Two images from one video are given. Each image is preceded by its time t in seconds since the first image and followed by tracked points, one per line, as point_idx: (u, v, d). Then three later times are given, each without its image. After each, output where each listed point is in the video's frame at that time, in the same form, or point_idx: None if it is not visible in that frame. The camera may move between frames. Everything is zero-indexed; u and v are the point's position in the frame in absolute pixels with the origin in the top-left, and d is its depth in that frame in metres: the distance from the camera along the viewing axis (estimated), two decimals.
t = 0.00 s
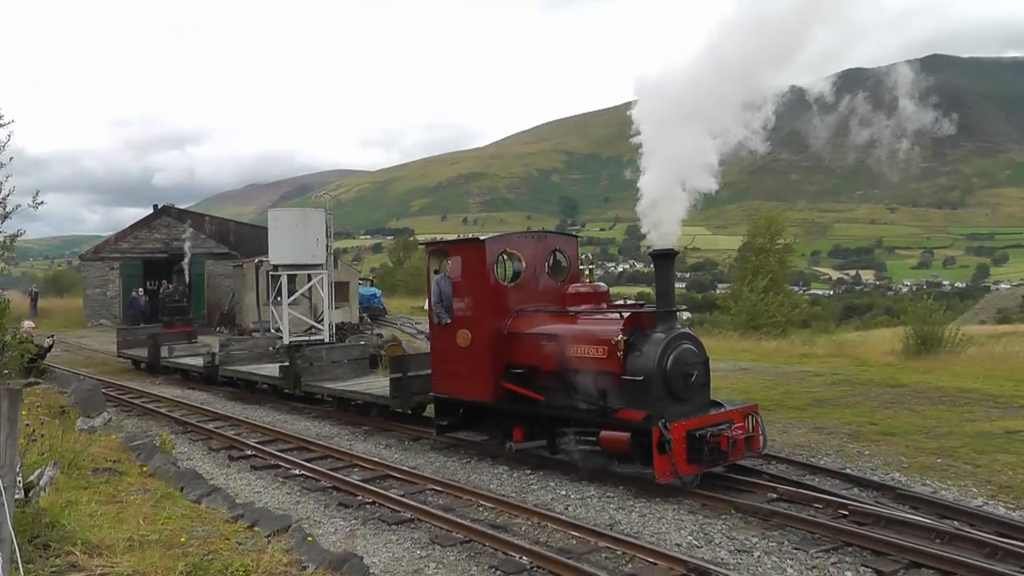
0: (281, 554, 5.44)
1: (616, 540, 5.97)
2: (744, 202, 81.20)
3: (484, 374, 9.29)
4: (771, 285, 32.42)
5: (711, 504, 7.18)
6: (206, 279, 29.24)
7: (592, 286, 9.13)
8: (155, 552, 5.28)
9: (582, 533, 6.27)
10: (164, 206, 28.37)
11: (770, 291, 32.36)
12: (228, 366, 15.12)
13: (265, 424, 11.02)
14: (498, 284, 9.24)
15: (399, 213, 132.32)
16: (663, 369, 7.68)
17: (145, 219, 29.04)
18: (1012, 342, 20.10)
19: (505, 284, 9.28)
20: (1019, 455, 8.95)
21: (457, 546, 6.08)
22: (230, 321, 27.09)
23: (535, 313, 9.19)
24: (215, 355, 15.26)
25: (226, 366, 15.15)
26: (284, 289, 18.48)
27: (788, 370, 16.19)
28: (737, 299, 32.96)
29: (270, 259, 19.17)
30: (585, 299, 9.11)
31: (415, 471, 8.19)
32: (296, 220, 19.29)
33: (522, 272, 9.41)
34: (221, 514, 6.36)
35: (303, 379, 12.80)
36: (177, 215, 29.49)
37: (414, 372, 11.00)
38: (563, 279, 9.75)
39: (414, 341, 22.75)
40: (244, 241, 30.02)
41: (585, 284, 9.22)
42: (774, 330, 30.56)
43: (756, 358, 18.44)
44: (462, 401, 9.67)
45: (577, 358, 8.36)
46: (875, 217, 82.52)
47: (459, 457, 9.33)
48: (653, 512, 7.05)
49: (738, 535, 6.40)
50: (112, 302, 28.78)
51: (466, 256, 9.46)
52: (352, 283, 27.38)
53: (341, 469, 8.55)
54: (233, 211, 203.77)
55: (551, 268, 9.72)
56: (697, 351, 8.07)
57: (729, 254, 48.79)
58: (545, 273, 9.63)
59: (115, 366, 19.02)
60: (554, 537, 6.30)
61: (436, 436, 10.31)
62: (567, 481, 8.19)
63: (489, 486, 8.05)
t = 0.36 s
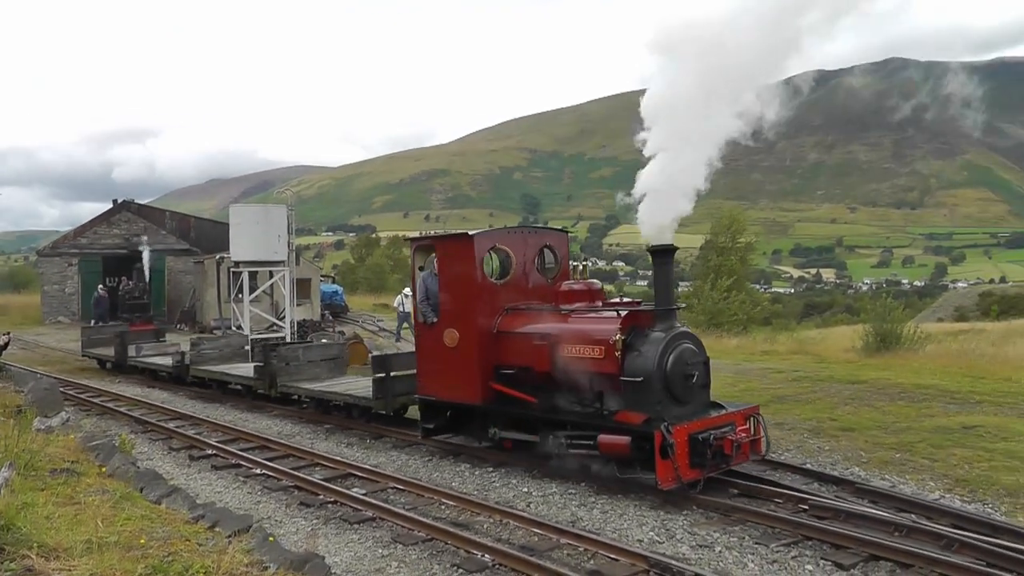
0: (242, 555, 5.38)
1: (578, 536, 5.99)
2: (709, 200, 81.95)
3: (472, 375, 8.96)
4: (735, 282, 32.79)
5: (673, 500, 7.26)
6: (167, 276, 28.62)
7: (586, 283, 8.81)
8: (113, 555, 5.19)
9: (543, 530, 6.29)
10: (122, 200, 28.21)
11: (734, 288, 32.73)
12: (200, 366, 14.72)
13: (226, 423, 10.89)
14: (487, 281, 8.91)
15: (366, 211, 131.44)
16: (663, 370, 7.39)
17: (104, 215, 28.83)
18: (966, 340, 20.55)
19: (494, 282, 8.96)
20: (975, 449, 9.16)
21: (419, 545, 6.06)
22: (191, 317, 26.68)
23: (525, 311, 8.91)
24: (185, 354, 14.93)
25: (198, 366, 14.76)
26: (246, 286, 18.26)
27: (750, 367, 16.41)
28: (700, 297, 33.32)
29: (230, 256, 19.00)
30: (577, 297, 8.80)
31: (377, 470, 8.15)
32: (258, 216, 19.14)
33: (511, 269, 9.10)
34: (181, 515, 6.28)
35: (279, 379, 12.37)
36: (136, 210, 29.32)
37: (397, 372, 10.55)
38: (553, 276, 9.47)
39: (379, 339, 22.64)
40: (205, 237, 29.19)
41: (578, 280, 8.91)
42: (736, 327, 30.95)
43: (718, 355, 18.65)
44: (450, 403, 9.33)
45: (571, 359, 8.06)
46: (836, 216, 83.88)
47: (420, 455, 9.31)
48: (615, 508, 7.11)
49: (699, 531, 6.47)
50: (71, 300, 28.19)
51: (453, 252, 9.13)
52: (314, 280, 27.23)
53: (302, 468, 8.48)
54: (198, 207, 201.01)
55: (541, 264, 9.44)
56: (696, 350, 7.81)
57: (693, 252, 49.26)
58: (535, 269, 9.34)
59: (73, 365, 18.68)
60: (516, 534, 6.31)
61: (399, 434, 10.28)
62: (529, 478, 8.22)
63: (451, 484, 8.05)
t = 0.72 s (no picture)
0: (206, 557, 5.31)
1: (542, 536, 6.01)
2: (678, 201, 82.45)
3: (467, 378, 8.65)
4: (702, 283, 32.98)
5: (638, 499, 7.30)
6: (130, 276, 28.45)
7: (585, 283, 8.62)
8: (75, 558, 5.10)
9: (509, 530, 6.29)
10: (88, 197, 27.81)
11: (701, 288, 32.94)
12: (176, 368, 14.26)
13: (191, 423, 10.76)
14: (482, 281, 8.61)
15: (336, 211, 130.60)
16: (671, 374, 7.17)
17: (67, 211, 28.24)
18: (930, 340, 20.87)
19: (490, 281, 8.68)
20: (937, 448, 9.32)
21: (383, 545, 6.04)
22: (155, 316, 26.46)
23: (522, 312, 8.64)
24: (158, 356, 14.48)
25: (173, 368, 14.31)
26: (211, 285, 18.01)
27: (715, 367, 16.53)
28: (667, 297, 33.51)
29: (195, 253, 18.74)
30: (577, 298, 8.56)
31: (343, 470, 8.11)
32: (223, 213, 18.87)
33: (507, 268, 8.83)
34: (144, 517, 6.19)
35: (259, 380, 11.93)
36: (101, 207, 28.96)
37: (384, 376, 10.17)
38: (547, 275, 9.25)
39: (347, 339, 22.49)
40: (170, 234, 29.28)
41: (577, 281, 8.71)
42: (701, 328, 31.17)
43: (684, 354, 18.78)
44: (442, 406, 9.01)
45: (573, 362, 7.79)
46: (802, 217, 84.90)
47: (384, 456, 9.29)
48: (580, 508, 7.15)
49: (664, 530, 6.52)
50: (32, 298, 27.69)
51: (447, 250, 8.79)
52: (280, 279, 27.10)
53: (267, 469, 8.41)
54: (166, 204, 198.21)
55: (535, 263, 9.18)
56: (703, 353, 7.61)
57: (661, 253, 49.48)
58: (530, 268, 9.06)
59: (33, 365, 18.34)
60: (481, 534, 6.31)
61: (364, 434, 10.23)
62: (495, 478, 8.25)
63: (416, 485, 8.05)
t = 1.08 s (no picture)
0: (169, 558, 5.26)
1: (507, 534, 6.03)
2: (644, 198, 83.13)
3: (465, 380, 8.35)
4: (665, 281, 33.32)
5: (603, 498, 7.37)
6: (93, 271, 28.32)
7: (588, 281, 8.21)
8: (35, 561, 5.01)
9: (474, 528, 6.31)
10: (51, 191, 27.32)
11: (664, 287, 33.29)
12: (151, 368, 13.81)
13: (155, 422, 10.63)
14: (480, 278, 8.35)
15: (305, 208, 129.77)
16: (683, 376, 6.89)
17: (28, 206, 27.69)
18: (890, 339, 21.21)
19: (488, 278, 8.44)
20: (898, 444, 9.48)
21: (348, 545, 6.01)
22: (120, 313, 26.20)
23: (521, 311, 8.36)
24: (133, 356, 14.05)
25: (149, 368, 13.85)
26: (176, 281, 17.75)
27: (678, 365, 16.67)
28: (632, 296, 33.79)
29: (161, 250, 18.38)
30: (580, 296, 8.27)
31: (308, 470, 8.07)
32: (188, 210, 18.60)
33: (505, 265, 8.60)
34: (107, 518, 6.10)
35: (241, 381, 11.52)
36: (63, 202, 28.48)
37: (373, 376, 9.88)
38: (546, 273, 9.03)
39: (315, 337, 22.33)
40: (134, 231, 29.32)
41: (579, 279, 8.29)
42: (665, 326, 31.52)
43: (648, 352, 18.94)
44: (439, 410, 8.68)
45: (576, 362, 7.55)
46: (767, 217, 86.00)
47: (350, 454, 9.27)
48: (544, 506, 7.21)
49: (629, 527, 6.58)
50: None
51: (443, 246, 8.52)
52: (245, 275, 26.90)
53: (231, 469, 8.34)
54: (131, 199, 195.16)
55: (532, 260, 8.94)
56: (714, 353, 7.30)
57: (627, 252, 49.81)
58: (528, 267, 8.83)
59: None
60: (447, 533, 6.32)
61: (329, 432, 10.20)
62: (460, 476, 8.28)
63: (382, 484, 8.04)
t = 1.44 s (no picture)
0: (132, 563, 5.18)
1: (473, 533, 6.03)
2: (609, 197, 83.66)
3: (465, 384, 8.05)
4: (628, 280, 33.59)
5: (568, 496, 7.40)
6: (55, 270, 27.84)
7: (594, 280, 8.04)
8: None
9: (440, 529, 6.30)
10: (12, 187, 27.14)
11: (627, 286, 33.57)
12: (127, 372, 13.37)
13: (117, 425, 10.48)
14: (480, 277, 8.04)
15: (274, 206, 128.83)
16: (699, 379, 6.59)
17: None
18: (852, 337, 21.46)
19: (489, 276, 8.13)
20: (861, 441, 9.60)
21: (314, 547, 5.97)
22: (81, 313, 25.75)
23: (523, 311, 8.08)
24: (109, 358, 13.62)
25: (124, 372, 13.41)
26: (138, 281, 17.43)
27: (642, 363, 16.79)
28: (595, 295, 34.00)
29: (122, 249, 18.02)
30: (586, 295, 8.00)
31: (273, 471, 8.00)
32: (152, 207, 18.25)
33: (506, 263, 8.29)
34: (68, 523, 6.00)
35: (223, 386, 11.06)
36: (24, 199, 28.46)
37: (362, 381, 9.59)
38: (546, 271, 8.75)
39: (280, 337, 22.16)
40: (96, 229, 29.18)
41: (585, 278, 8.12)
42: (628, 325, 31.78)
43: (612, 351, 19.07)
44: (438, 414, 8.37)
45: (583, 364, 7.26)
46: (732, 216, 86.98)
47: (315, 455, 9.23)
48: (510, 505, 7.24)
49: (594, 525, 6.62)
50: None
51: (440, 244, 8.20)
52: (209, 275, 26.61)
53: (195, 471, 8.24)
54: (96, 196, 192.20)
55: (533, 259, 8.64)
56: (728, 356, 6.97)
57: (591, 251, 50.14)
58: (529, 265, 8.54)
59: None
60: (413, 534, 6.31)
61: (294, 433, 10.14)
62: (426, 476, 8.28)
63: (347, 485, 8.02)
